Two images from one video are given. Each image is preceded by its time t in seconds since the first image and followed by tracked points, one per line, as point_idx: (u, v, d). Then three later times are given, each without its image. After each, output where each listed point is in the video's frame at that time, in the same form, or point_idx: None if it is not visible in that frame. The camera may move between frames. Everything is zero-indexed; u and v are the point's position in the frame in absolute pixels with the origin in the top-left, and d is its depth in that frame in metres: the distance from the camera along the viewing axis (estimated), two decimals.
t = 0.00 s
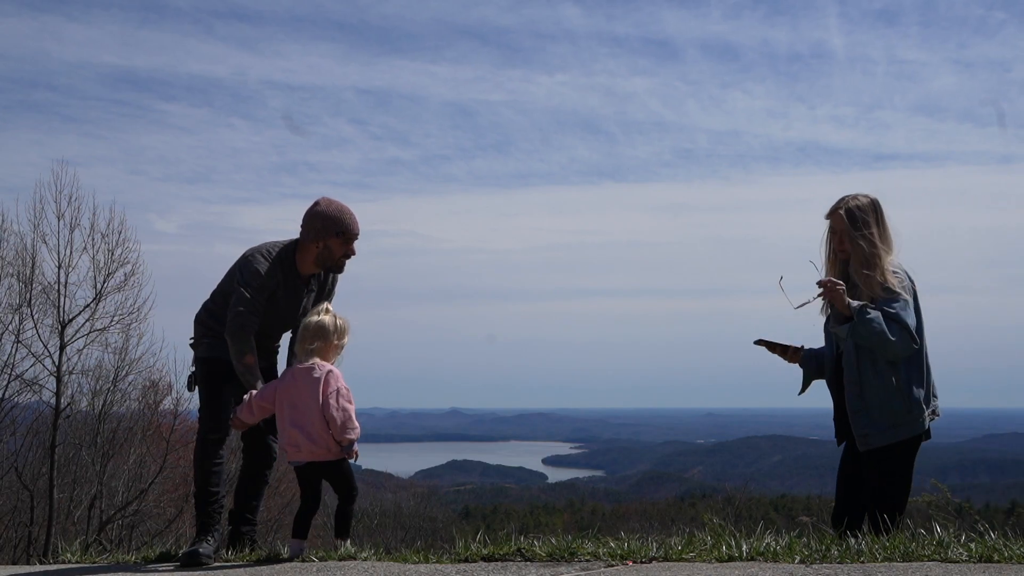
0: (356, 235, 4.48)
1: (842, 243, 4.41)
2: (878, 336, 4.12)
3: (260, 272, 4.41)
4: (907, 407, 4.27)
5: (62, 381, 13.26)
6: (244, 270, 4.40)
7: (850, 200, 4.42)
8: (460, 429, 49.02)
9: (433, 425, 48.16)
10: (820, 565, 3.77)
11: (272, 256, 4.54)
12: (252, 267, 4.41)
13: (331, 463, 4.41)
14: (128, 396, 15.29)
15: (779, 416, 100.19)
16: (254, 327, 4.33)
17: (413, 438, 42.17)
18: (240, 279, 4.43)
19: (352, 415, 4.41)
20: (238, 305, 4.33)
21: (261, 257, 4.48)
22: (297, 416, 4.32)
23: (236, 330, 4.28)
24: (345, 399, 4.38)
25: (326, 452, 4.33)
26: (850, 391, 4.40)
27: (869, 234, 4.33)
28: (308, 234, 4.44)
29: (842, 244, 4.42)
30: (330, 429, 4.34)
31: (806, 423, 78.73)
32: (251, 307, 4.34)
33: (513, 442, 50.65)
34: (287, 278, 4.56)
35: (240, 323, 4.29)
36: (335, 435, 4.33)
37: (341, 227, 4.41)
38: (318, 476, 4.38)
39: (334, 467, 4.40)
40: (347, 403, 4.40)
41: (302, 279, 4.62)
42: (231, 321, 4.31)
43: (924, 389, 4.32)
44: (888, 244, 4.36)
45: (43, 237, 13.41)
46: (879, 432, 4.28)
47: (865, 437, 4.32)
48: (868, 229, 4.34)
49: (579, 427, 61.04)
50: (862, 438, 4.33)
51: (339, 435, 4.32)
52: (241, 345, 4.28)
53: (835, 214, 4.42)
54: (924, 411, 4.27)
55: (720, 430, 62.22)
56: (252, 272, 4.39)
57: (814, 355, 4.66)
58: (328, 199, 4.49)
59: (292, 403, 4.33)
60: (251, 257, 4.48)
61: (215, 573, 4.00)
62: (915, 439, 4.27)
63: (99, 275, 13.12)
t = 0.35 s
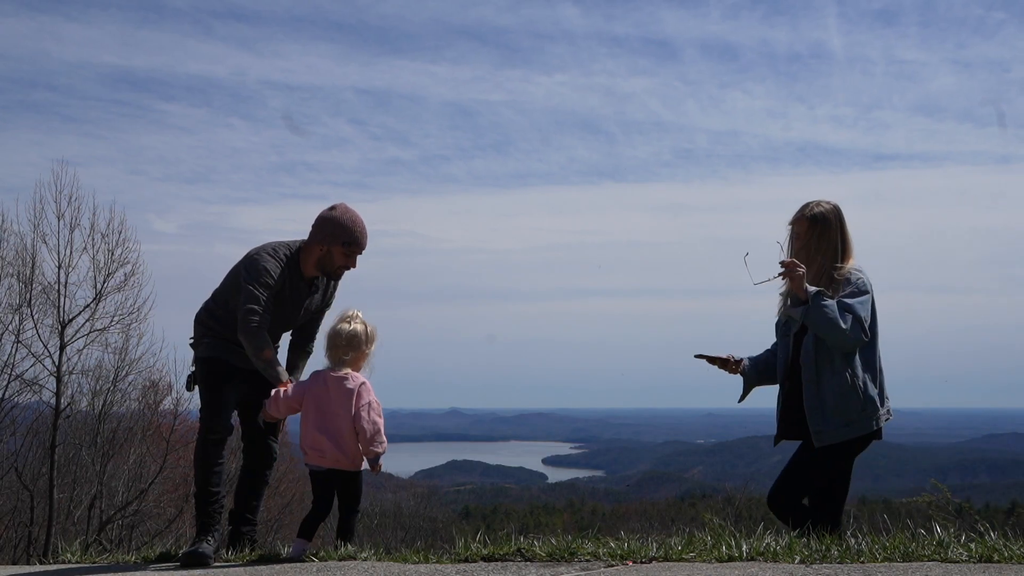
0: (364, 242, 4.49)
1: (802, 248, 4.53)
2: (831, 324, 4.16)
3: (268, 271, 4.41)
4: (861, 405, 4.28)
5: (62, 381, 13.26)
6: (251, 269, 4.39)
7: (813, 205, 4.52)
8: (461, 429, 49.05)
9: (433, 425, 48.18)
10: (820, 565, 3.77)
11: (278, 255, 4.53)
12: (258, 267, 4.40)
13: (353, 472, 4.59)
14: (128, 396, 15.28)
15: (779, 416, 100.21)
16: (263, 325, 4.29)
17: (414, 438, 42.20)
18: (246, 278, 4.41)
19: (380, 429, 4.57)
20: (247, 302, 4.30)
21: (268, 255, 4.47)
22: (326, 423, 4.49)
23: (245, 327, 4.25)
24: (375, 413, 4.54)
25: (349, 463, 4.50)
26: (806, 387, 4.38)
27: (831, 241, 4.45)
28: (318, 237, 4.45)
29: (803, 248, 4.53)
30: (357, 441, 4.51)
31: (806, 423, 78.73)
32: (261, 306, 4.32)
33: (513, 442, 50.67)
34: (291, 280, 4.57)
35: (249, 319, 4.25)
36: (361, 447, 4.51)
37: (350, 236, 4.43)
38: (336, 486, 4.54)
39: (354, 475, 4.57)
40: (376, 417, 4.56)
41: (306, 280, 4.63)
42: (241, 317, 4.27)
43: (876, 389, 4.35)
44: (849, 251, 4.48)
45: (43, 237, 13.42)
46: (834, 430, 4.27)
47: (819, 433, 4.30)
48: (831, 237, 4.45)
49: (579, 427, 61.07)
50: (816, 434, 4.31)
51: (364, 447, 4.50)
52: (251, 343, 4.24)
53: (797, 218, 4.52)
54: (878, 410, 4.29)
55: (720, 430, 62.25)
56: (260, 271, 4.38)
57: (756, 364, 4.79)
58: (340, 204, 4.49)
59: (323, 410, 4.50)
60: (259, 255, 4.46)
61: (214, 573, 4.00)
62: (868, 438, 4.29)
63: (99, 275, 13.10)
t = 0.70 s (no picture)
0: (377, 253, 4.50)
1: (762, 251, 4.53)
2: (798, 323, 4.20)
3: (278, 269, 4.43)
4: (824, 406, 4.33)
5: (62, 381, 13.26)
6: (260, 267, 4.41)
7: (772, 207, 4.52)
8: (461, 429, 49.09)
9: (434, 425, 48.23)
10: (820, 565, 3.77)
11: (290, 255, 4.56)
12: (267, 266, 4.41)
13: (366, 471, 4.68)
14: (128, 396, 15.29)
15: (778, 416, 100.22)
16: (269, 322, 4.29)
17: (414, 438, 42.24)
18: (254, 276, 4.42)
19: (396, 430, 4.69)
20: (254, 298, 4.31)
21: (279, 254, 4.50)
22: (342, 423, 4.59)
23: (250, 322, 4.24)
24: (391, 414, 4.66)
25: (364, 463, 4.60)
26: (768, 390, 4.39)
27: (791, 245, 4.49)
28: (330, 242, 4.46)
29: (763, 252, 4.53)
30: (374, 440, 4.61)
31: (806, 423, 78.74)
32: (268, 303, 4.32)
33: (513, 442, 50.70)
34: (300, 283, 4.58)
35: (256, 315, 4.26)
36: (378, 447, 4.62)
37: (364, 246, 4.44)
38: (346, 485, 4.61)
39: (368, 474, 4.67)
40: (392, 418, 4.68)
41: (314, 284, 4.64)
42: (246, 312, 4.27)
43: (836, 387, 4.42)
44: (807, 254, 4.54)
45: (43, 237, 13.44)
46: (799, 431, 4.28)
47: (784, 435, 4.30)
48: (792, 241, 4.49)
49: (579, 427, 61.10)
50: (781, 435, 4.30)
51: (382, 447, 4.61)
52: (255, 338, 4.23)
53: (757, 222, 4.52)
54: (839, 410, 4.37)
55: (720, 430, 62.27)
56: (271, 270, 4.39)
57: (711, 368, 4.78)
58: (357, 213, 4.51)
59: (340, 411, 4.59)
60: (270, 254, 4.48)
61: (214, 573, 4.00)
62: (831, 438, 4.34)
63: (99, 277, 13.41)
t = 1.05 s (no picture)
0: (382, 262, 4.50)
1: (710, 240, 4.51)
2: (746, 336, 4.18)
3: (280, 269, 4.43)
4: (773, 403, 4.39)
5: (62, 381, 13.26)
6: (263, 267, 4.41)
7: (722, 198, 4.50)
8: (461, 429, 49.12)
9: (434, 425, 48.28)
10: (820, 565, 3.77)
11: (294, 257, 4.57)
12: (270, 267, 4.41)
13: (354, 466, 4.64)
14: (128, 396, 15.29)
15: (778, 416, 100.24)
16: (265, 320, 4.30)
17: (414, 438, 42.27)
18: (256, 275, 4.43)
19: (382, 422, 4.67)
20: (253, 295, 4.32)
21: (284, 254, 4.50)
22: (325, 418, 4.60)
23: (246, 319, 4.25)
24: (376, 406, 4.66)
25: (349, 457, 4.58)
26: (717, 387, 4.42)
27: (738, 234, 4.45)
28: (335, 249, 4.46)
29: (712, 242, 4.51)
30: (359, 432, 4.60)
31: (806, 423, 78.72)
32: (266, 302, 4.33)
33: (514, 442, 50.73)
34: (302, 288, 4.58)
35: (253, 312, 4.27)
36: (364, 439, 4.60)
37: (369, 257, 4.44)
38: (335, 481, 4.60)
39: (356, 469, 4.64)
40: (378, 411, 4.67)
41: (316, 291, 4.64)
42: (243, 309, 4.28)
43: (784, 385, 4.46)
44: (756, 241, 4.50)
45: (42, 237, 13.45)
46: (750, 430, 4.32)
47: (736, 434, 4.33)
48: (740, 229, 4.45)
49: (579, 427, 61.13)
50: (732, 434, 4.33)
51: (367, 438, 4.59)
52: (250, 336, 4.24)
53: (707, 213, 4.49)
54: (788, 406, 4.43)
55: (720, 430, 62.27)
56: (273, 271, 4.41)
57: (655, 352, 4.75)
58: (366, 222, 4.51)
59: (323, 406, 4.61)
60: (274, 252, 4.49)
61: (214, 573, 4.00)
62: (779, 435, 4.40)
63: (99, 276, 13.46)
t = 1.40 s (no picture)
0: (376, 271, 4.48)
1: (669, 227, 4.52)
2: (703, 333, 4.17)
3: (273, 271, 4.44)
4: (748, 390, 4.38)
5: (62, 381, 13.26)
6: (256, 268, 4.42)
7: (684, 184, 4.51)
8: (461, 429, 49.15)
9: (434, 425, 48.29)
10: (820, 565, 3.77)
11: (289, 261, 4.57)
12: (263, 269, 4.42)
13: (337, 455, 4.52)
14: (128, 396, 15.33)
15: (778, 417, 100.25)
16: (254, 321, 4.29)
17: (414, 439, 42.26)
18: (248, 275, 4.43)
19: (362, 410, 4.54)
20: (243, 295, 4.31)
21: (278, 257, 4.52)
22: (305, 408, 4.50)
23: (234, 318, 4.24)
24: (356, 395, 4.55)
25: (330, 446, 4.48)
26: (692, 374, 4.40)
27: (696, 220, 4.45)
28: (329, 256, 4.46)
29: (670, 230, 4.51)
30: (339, 419, 4.49)
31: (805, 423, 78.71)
32: (255, 302, 4.32)
33: (513, 442, 50.74)
34: (297, 293, 4.58)
35: (241, 312, 4.26)
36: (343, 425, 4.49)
37: (362, 265, 4.42)
38: (319, 471, 4.50)
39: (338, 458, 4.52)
40: (358, 400, 4.55)
41: (311, 297, 4.63)
42: (232, 308, 4.27)
43: (755, 366, 4.46)
44: (717, 228, 4.50)
45: (42, 237, 13.45)
46: (726, 417, 4.29)
47: (713, 421, 4.30)
48: (698, 215, 4.46)
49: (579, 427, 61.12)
50: (711, 422, 4.30)
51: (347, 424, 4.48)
52: (238, 335, 4.23)
53: (666, 198, 4.51)
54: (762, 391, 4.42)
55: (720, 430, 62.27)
56: (266, 272, 4.41)
57: (634, 329, 4.69)
58: (361, 230, 4.51)
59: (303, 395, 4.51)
60: (268, 255, 4.50)
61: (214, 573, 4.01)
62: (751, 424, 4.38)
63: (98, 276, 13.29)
